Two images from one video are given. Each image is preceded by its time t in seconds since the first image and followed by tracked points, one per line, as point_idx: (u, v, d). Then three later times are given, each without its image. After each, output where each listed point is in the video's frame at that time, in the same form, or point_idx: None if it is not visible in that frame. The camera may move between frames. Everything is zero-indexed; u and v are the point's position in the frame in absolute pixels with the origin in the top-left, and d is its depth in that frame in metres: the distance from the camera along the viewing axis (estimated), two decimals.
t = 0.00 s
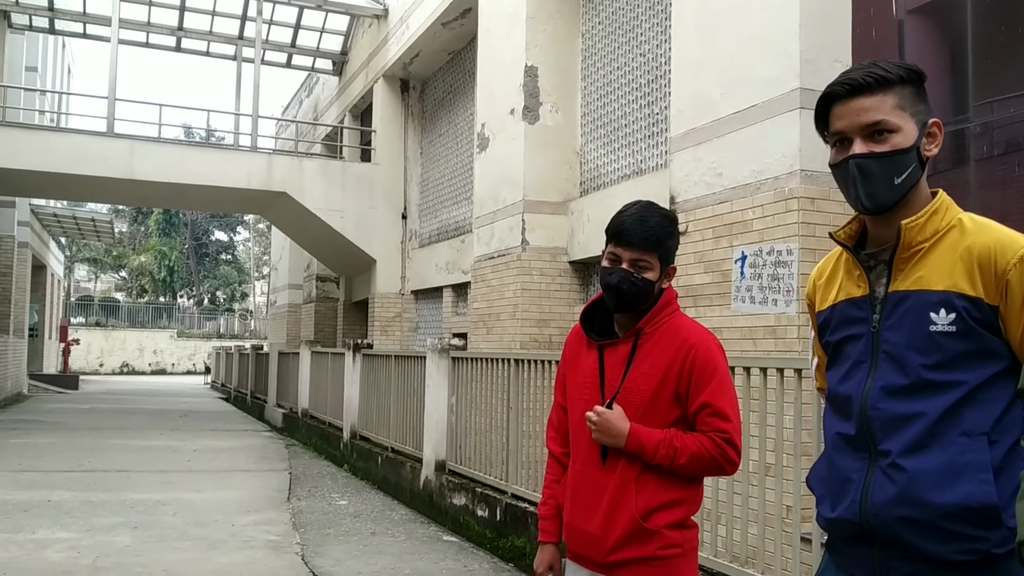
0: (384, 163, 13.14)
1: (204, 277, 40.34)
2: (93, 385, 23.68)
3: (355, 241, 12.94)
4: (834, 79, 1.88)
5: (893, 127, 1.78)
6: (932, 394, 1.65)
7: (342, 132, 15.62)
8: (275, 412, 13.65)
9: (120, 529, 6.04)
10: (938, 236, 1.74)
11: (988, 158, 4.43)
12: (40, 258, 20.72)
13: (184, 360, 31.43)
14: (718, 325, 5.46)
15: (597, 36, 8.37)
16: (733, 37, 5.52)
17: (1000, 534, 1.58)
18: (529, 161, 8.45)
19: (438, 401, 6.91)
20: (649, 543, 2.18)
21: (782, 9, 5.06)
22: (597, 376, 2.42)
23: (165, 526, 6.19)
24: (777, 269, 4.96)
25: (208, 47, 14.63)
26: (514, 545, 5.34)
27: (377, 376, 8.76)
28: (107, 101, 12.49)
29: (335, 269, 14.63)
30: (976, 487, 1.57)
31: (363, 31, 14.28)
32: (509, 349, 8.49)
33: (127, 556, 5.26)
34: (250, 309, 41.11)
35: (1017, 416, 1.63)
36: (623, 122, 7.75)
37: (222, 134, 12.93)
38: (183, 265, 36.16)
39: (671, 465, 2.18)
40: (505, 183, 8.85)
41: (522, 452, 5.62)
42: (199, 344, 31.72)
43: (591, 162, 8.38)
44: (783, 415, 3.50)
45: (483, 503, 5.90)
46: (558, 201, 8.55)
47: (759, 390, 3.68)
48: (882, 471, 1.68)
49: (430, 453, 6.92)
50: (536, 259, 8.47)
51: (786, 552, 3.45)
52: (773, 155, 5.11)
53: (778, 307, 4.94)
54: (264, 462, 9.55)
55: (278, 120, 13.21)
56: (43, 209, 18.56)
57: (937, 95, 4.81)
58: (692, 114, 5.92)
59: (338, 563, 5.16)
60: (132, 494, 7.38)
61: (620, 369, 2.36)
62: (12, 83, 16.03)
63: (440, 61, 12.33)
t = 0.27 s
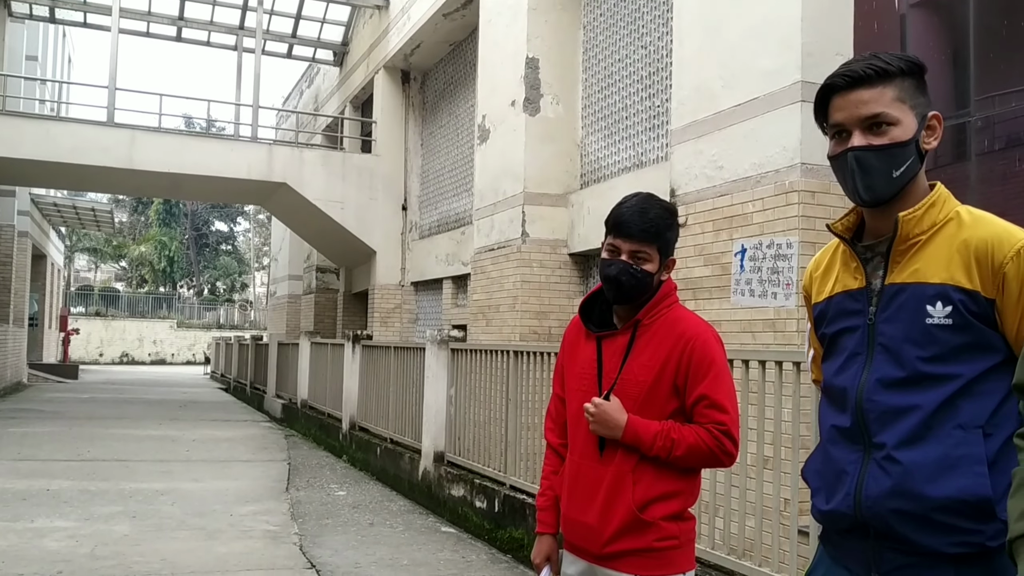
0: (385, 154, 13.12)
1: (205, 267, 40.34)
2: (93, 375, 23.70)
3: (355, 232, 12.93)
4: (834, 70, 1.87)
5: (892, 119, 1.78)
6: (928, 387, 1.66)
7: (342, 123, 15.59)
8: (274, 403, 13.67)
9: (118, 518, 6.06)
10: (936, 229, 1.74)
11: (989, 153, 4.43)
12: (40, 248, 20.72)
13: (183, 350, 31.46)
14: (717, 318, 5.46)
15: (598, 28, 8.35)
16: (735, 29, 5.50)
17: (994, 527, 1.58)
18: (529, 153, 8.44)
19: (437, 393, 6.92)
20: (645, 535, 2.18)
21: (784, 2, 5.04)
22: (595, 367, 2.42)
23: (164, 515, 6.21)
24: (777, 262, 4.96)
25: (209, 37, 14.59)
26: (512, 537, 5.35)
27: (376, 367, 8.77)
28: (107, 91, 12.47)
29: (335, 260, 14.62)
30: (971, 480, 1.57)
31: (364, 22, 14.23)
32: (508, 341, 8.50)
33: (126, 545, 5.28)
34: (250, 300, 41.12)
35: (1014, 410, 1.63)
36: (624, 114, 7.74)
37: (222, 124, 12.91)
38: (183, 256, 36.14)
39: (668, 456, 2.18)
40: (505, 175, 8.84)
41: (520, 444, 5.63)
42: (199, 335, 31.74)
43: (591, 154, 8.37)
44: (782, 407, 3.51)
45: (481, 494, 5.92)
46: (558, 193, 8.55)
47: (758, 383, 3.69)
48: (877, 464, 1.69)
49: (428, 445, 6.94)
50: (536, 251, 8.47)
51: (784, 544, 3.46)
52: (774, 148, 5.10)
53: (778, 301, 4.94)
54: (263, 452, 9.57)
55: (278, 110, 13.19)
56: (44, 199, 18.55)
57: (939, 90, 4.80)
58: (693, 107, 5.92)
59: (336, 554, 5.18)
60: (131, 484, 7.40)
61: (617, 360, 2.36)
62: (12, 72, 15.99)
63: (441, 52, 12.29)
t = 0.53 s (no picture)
0: (384, 151, 13.11)
1: (204, 263, 40.31)
2: (92, 371, 23.70)
3: (353, 229, 12.91)
4: (821, 67, 1.87)
5: (879, 117, 1.78)
6: (914, 386, 1.66)
7: (341, 120, 15.57)
8: (273, 399, 13.67)
9: (115, 514, 6.06)
10: (922, 228, 1.74)
11: (987, 152, 4.42)
12: (39, 244, 20.71)
13: (183, 346, 31.47)
14: (714, 316, 5.46)
15: (597, 25, 8.33)
16: (733, 27, 5.49)
17: (981, 527, 1.58)
18: (527, 150, 8.43)
19: (435, 390, 6.92)
20: (635, 533, 2.18)
21: None
22: (586, 365, 2.42)
23: (161, 512, 6.21)
24: (774, 260, 4.96)
25: (208, 33, 14.56)
26: (508, 534, 5.36)
27: (374, 364, 8.76)
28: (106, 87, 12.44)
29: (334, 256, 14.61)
30: (957, 480, 1.57)
31: (363, 18, 14.21)
32: (507, 338, 8.49)
33: (122, 542, 5.28)
34: (249, 296, 41.10)
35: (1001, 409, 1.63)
36: (623, 111, 7.73)
37: (221, 120, 12.89)
38: (182, 252, 36.12)
39: (658, 454, 2.18)
40: (504, 172, 8.83)
41: (517, 441, 5.63)
42: (199, 331, 31.73)
43: (590, 151, 8.35)
44: (777, 406, 3.51)
45: (478, 491, 5.92)
46: (556, 190, 8.54)
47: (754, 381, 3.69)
48: (864, 463, 1.69)
49: (426, 442, 6.94)
50: (534, 249, 8.46)
51: (779, 542, 3.46)
52: (771, 146, 5.10)
53: (774, 299, 4.94)
54: (262, 449, 9.57)
55: (277, 107, 13.17)
56: (43, 195, 18.52)
57: (937, 88, 4.79)
58: (691, 104, 5.91)
59: (333, 550, 5.18)
60: (128, 480, 7.40)
61: (608, 358, 2.36)
62: (11, 68, 15.97)
63: (441, 49, 12.27)
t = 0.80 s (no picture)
0: (381, 151, 13.10)
1: (202, 264, 40.27)
2: (91, 372, 23.67)
3: (351, 229, 12.90)
4: (805, 68, 1.87)
5: (863, 118, 1.79)
6: (903, 387, 1.66)
7: (339, 120, 15.55)
8: (271, 400, 13.65)
9: (111, 515, 6.05)
10: (908, 229, 1.74)
11: (983, 151, 4.42)
12: (37, 245, 20.68)
13: (181, 347, 31.44)
14: (710, 316, 5.46)
15: (594, 25, 8.33)
16: (728, 27, 5.49)
17: (970, 528, 1.58)
18: (524, 150, 8.43)
19: (432, 390, 6.92)
20: (627, 534, 2.18)
21: None
22: (577, 366, 2.42)
23: (157, 513, 6.20)
24: (770, 259, 4.96)
25: (205, 33, 14.54)
26: (505, 534, 5.35)
27: (372, 365, 8.76)
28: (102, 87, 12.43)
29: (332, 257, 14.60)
30: (945, 481, 1.57)
31: (360, 18, 14.20)
32: (504, 338, 8.49)
33: (118, 543, 5.27)
34: (248, 297, 41.07)
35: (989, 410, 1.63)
36: (619, 111, 7.72)
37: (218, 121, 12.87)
38: (180, 253, 36.07)
39: (649, 455, 2.18)
40: (500, 172, 8.83)
41: (514, 441, 5.63)
42: (197, 332, 31.69)
43: (587, 151, 8.35)
44: (772, 405, 3.52)
45: (475, 491, 5.91)
46: (553, 190, 8.53)
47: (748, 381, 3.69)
48: (854, 465, 1.69)
49: (423, 443, 6.93)
50: (531, 249, 8.46)
51: (774, 541, 3.47)
52: (766, 145, 5.10)
53: (770, 298, 4.94)
54: (259, 449, 9.56)
55: (274, 107, 13.16)
56: (41, 196, 18.50)
57: (933, 88, 4.79)
58: (687, 104, 5.91)
59: (328, 551, 5.17)
60: (125, 481, 7.39)
61: (598, 359, 2.36)
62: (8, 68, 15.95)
63: (438, 49, 12.26)
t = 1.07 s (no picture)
0: (372, 152, 13.09)
1: (194, 268, 40.13)
2: (83, 377, 23.55)
3: (342, 231, 12.87)
4: (794, 66, 1.88)
5: (853, 115, 1.80)
6: (895, 384, 1.66)
7: (329, 122, 15.51)
8: (264, 403, 13.62)
9: (105, 521, 6.02)
10: (899, 226, 1.75)
11: (972, 147, 4.45)
12: (27, 250, 20.57)
13: (174, 351, 31.34)
14: (702, 314, 5.47)
15: (583, 24, 8.34)
16: (717, 25, 5.51)
17: (964, 522, 1.59)
18: (515, 150, 8.43)
19: (425, 391, 6.92)
20: (622, 532, 2.19)
21: None
22: (569, 365, 2.43)
23: (151, 518, 6.17)
24: (761, 257, 4.97)
25: (194, 36, 14.49)
26: (500, 534, 5.35)
27: (365, 367, 8.74)
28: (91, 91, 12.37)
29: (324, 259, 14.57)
30: (939, 476, 1.58)
31: (350, 20, 14.18)
32: (497, 338, 8.49)
33: (112, 549, 5.24)
34: (240, 300, 40.96)
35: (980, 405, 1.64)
36: (609, 110, 7.73)
37: (208, 124, 12.83)
38: (172, 256, 35.96)
39: (642, 453, 2.18)
40: (491, 172, 8.83)
41: (508, 441, 5.63)
42: (189, 336, 31.58)
43: (577, 150, 8.36)
44: (764, 402, 3.53)
45: (469, 492, 5.92)
46: (545, 190, 8.53)
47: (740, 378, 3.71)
48: (847, 462, 1.69)
49: (417, 444, 6.92)
50: (523, 248, 8.46)
51: (767, 538, 3.48)
52: (757, 143, 5.11)
53: (762, 295, 4.95)
54: (253, 453, 9.53)
55: (264, 110, 13.12)
56: (31, 201, 18.40)
57: (921, 84, 4.81)
58: (677, 102, 5.92)
59: (323, 554, 5.16)
60: (118, 486, 7.35)
61: (591, 359, 2.36)
62: None
63: (428, 50, 12.26)
